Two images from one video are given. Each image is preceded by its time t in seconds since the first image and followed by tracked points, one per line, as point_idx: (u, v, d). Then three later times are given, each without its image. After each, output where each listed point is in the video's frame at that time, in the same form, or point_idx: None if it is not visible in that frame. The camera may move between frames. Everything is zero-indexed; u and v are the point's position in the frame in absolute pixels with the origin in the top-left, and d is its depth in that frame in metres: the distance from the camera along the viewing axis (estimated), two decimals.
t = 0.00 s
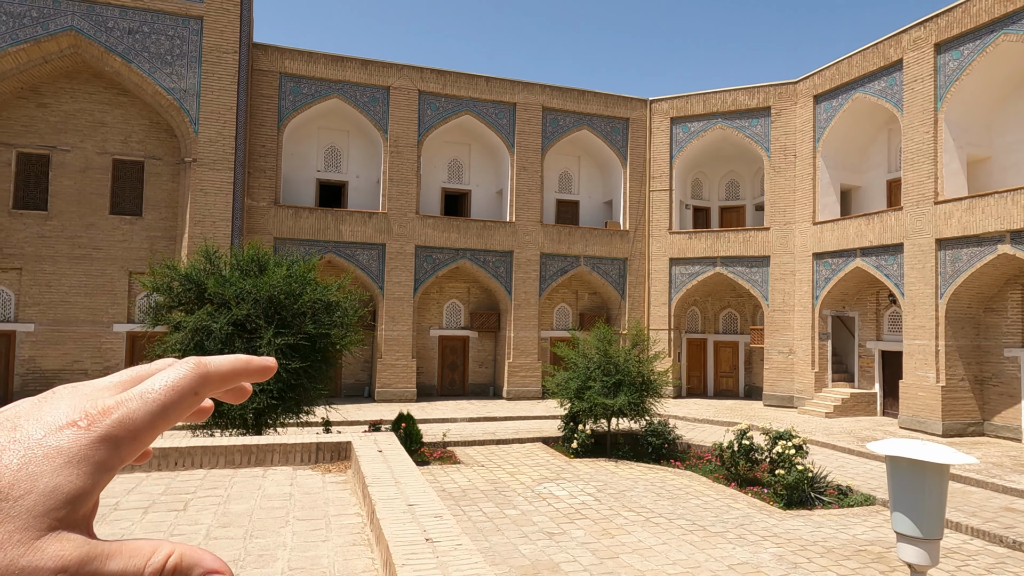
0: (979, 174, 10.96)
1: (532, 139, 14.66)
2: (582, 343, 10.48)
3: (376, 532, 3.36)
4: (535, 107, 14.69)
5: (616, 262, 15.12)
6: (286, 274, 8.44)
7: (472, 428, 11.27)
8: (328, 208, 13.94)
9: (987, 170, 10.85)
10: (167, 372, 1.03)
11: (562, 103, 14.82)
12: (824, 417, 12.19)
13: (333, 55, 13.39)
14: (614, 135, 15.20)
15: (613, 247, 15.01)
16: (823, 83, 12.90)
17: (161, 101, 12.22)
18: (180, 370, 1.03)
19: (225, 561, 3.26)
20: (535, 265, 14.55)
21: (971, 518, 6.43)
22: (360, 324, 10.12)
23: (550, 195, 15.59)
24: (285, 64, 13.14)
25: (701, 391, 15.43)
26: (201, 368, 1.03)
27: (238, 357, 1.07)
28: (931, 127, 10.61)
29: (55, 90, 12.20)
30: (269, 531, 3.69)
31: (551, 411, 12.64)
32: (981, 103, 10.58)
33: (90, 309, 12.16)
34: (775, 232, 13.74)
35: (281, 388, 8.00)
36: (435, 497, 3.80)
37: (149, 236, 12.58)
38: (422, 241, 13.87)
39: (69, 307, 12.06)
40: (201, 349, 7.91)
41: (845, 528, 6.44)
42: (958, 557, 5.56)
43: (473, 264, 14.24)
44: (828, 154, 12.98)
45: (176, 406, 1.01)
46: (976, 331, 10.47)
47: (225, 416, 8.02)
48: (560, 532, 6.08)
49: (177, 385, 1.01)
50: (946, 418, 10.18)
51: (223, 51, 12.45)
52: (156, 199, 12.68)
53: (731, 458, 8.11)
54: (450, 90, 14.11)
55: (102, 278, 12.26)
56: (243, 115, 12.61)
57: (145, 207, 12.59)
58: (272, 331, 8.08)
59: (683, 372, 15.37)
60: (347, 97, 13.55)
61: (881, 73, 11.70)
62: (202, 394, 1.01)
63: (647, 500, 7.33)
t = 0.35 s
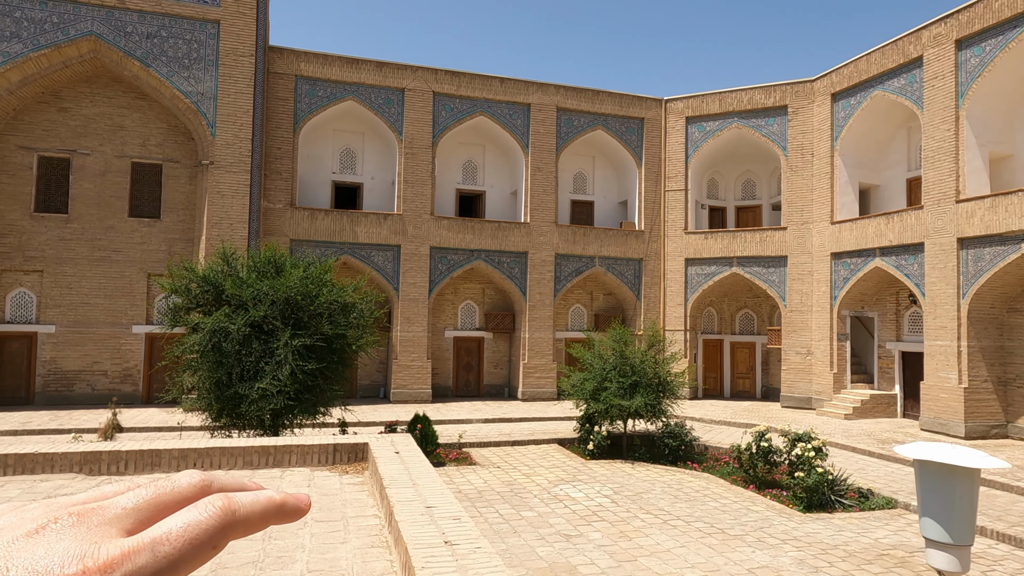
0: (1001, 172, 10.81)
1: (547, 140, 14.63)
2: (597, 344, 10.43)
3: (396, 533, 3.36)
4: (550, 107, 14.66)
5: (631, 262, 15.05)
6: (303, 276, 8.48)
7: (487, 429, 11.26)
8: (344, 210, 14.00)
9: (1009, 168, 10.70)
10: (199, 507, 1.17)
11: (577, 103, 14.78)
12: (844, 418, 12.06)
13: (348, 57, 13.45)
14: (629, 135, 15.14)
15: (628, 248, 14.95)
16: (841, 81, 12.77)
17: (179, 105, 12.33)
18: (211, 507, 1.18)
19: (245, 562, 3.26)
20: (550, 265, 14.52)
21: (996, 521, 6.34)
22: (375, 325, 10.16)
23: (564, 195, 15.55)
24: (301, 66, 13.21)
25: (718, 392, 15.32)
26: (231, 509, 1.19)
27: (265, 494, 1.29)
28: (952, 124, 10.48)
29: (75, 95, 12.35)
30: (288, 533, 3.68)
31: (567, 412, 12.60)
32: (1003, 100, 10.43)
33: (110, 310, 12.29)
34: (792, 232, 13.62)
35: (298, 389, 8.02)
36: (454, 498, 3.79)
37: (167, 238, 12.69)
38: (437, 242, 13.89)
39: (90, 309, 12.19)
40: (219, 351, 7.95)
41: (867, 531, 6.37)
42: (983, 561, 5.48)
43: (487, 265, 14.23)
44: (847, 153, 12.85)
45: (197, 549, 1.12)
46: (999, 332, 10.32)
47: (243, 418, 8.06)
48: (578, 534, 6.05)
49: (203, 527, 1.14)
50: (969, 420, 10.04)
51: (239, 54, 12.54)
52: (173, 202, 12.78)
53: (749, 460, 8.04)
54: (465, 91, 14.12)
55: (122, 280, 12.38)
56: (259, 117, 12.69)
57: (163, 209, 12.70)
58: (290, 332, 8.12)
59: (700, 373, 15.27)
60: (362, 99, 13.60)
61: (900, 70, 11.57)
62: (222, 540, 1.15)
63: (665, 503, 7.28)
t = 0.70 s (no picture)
0: None
1: (565, 139, 14.56)
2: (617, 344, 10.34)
3: (425, 537, 3.32)
4: (568, 106, 14.58)
5: (650, 262, 14.94)
6: (323, 276, 8.47)
7: (506, 429, 11.20)
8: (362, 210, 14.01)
9: None
10: None
11: (595, 102, 14.69)
12: (868, 420, 11.88)
13: (367, 58, 13.46)
14: (648, 133, 15.02)
15: (647, 247, 14.84)
16: (864, 78, 12.59)
17: (199, 106, 12.40)
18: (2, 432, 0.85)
19: (273, 565, 3.23)
20: (568, 265, 14.44)
21: None
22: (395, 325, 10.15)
23: (582, 194, 15.46)
24: (319, 67, 13.24)
25: (738, 393, 15.16)
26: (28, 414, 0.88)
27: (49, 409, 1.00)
28: (980, 120, 10.30)
29: (98, 97, 12.46)
30: (315, 535, 3.66)
31: (587, 413, 12.52)
32: None
33: (132, 310, 12.38)
34: (814, 231, 13.44)
35: (319, 390, 8.02)
36: (482, 501, 3.75)
37: (187, 238, 12.76)
38: (455, 242, 13.86)
39: (112, 309, 12.29)
40: (240, 350, 7.96)
41: (896, 535, 6.25)
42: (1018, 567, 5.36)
43: (505, 265, 14.18)
44: (870, 151, 12.66)
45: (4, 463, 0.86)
46: None
47: (264, 418, 8.07)
48: (602, 537, 5.98)
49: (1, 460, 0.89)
50: (998, 422, 9.85)
51: (259, 55, 12.58)
52: (194, 203, 12.85)
53: (774, 462, 7.92)
54: (483, 90, 14.08)
55: (143, 280, 12.47)
56: (279, 118, 12.73)
57: (184, 210, 12.78)
58: (311, 332, 8.12)
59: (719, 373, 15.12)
60: (380, 99, 13.61)
61: (926, 66, 11.38)
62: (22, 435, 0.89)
63: (689, 505, 7.18)
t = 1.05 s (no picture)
0: None
1: (579, 140, 14.46)
2: (635, 347, 10.22)
3: (455, 547, 3.24)
4: (583, 107, 14.49)
5: (665, 263, 14.81)
6: (340, 278, 8.42)
7: (522, 433, 11.10)
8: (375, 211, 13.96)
9: None
10: None
11: (609, 103, 14.59)
12: (889, 424, 11.71)
13: (380, 59, 13.42)
14: (663, 134, 14.90)
15: (662, 249, 14.71)
16: (884, 77, 12.43)
17: (214, 108, 12.40)
18: None
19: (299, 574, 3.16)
20: (583, 267, 14.34)
21: None
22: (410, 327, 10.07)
23: (597, 196, 15.35)
24: (333, 68, 13.21)
25: (754, 396, 15.00)
26: None
27: None
28: (1005, 119, 10.13)
29: (113, 100, 12.49)
30: (340, 543, 3.58)
31: (602, 416, 12.40)
32: None
33: (147, 312, 12.39)
34: (832, 232, 13.28)
35: (336, 393, 7.96)
36: (511, 509, 3.66)
37: (202, 240, 12.75)
38: (469, 243, 13.79)
39: (127, 311, 12.30)
40: (257, 353, 7.91)
41: (926, 543, 6.12)
42: None
43: (520, 267, 14.09)
44: (890, 150, 12.49)
45: None
46: None
47: (281, 421, 8.02)
48: (624, 544, 5.87)
49: None
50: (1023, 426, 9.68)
51: (273, 57, 12.56)
52: (208, 205, 12.85)
53: (797, 467, 7.79)
54: (497, 91, 14.01)
55: (158, 282, 12.47)
56: (293, 120, 12.71)
57: (198, 212, 12.77)
58: (327, 334, 8.06)
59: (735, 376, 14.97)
60: (394, 101, 13.56)
61: (948, 64, 11.21)
62: None
63: (711, 511, 7.06)
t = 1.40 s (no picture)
0: None
1: (587, 142, 14.37)
2: (644, 351, 10.11)
3: (470, 560, 3.14)
4: (590, 109, 14.40)
5: (672, 266, 14.70)
6: (347, 281, 8.33)
7: (529, 438, 11.00)
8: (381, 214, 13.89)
9: None
10: None
11: (616, 105, 14.50)
12: (900, 429, 11.57)
13: (387, 61, 13.36)
14: (670, 136, 14.80)
15: (670, 252, 14.60)
16: (894, 78, 12.32)
17: (220, 111, 12.34)
18: None
19: None
20: (590, 270, 14.24)
21: None
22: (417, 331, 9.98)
23: (603, 198, 15.25)
24: (339, 71, 13.15)
25: (762, 400, 14.87)
26: None
27: None
28: (1018, 121, 10.02)
29: (119, 102, 12.44)
30: (352, 554, 3.49)
31: (610, 421, 12.29)
32: None
33: (152, 316, 12.32)
34: (842, 234, 13.16)
35: (343, 397, 7.88)
36: (528, 521, 3.57)
37: (207, 243, 12.69)
38: (476, 246, 13.70)
39: (132, 314, 12.24)
40: (263, 357, 7.82)
41: (945, 552, 6.01)
42: None
43: (526, 270, 14.00)
44: (900, 152, 12.37)
45: None
46: None
47: (287, 426, 7.93)
48: (637, 552, 5.77)
49: None
50: None
51: (279, 59, 12.51)
52: (214, 208, 12.79)
53: (810, 473, 7.67)
54: (503, 93, 13.94)
55: (163, 286, 12.41)
56: (299, 123, 12.64)
57: (204, 215, 12.71)
58: (334, 338, 7.98)
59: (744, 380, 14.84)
60: (400, 103, 13.49)
61: (960, 65, 11.10)
62: None
63: (723, 518, 6.95)
